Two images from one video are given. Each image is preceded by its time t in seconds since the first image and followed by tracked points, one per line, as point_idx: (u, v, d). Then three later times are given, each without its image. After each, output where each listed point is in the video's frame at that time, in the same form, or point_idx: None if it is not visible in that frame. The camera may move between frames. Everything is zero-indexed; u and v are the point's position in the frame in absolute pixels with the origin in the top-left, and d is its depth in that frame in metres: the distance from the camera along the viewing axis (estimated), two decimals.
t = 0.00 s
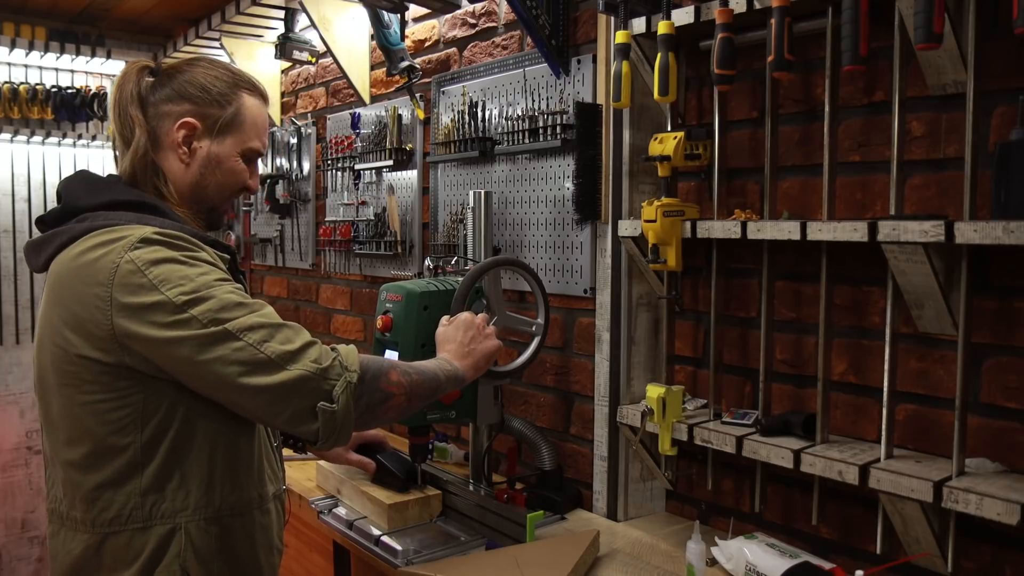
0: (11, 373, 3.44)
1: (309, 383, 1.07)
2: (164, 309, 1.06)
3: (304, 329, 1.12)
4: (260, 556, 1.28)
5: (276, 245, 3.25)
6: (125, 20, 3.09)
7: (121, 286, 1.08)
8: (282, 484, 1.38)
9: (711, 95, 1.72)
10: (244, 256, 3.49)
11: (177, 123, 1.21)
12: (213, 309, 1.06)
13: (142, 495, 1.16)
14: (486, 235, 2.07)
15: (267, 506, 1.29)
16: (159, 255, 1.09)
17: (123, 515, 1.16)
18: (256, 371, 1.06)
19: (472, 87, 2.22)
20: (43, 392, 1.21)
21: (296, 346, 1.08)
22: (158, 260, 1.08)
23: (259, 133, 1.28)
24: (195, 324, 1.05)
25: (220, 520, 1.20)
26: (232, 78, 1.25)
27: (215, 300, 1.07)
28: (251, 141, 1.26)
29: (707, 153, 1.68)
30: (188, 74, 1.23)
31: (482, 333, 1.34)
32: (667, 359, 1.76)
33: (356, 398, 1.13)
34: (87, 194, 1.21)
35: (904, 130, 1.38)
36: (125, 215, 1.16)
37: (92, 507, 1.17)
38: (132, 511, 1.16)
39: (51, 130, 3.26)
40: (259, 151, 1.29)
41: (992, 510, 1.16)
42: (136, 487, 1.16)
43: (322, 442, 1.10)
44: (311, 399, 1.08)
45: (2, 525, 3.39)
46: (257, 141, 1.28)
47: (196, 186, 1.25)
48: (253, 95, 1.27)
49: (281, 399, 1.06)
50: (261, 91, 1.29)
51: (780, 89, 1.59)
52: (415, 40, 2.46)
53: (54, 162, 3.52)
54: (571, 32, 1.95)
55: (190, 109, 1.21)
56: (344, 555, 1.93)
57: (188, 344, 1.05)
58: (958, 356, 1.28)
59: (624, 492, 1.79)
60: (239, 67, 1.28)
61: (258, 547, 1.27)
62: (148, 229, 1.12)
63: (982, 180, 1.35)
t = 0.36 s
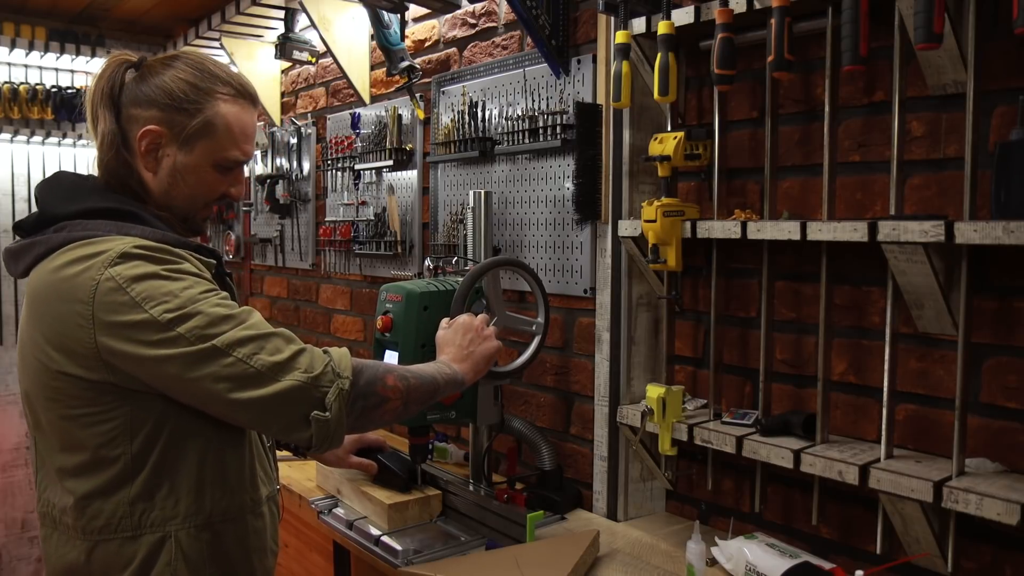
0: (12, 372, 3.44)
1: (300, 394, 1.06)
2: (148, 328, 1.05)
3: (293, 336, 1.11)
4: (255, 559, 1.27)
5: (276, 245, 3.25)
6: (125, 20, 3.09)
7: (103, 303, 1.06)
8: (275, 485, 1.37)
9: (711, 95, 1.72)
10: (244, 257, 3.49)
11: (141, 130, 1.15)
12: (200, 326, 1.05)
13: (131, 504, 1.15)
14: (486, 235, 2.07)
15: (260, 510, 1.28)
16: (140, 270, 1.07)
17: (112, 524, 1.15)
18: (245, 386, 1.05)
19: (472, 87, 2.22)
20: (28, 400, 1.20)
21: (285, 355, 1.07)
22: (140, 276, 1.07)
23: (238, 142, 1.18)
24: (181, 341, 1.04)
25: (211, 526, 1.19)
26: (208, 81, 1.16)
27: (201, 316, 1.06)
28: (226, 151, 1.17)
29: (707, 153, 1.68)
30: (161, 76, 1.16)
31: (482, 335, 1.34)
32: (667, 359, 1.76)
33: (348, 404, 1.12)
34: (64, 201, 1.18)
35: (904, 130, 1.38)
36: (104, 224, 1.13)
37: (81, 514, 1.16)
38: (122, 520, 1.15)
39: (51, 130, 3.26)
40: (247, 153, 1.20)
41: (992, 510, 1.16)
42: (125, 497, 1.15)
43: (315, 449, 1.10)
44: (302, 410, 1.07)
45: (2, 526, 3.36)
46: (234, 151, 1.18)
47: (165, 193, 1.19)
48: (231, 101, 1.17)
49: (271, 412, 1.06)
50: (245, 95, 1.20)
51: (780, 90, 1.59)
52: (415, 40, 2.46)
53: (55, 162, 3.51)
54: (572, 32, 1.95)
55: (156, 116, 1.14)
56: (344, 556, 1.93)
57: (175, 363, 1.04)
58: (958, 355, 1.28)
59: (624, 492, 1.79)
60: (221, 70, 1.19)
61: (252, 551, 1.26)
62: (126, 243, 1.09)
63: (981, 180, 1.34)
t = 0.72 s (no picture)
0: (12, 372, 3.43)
1: (311, 397, 1.06)
2: (158, 334, 1.04)
3: (301, 338, 1.11)
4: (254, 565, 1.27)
5: (276, 245, 3.25)
6: (125, 20, 3.09)
7: (108, 310, 1.05)
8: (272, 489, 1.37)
9: (711, 95, 1.72)
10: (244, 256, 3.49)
11: (136, 129, 1.14)
12: (210, 332, 1.04)
13: (131, 511, 1.14)
14: (486, 235, 2.07)
15: (258, 514, 1.27)
16: (146, 275, 1.06)
17: (111, 531, 1.14)
18: (256, 392, 1.05)
19: (472, 87, 2.22)
20: (24, 405, 1.18)
21: (295, 358, 1.07)
22: (147, 281, 1.05)
23: (234, 137, 1.18)
24: (191, 347, 1.04)
25: (212, 533, 1.19)
26: (201, 76, 1.15)
27: (212, 321, 1.05)
28: (223, 147, 1.17)
29: (707, 153, 1.68)
30: (152, 72, 1.15)
31: (482, 339, 1.34)
32: (667, 359, 1.76)
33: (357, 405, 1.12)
34: (60, 201, 1.17)
35: (904, 130, 1.38)
36: (104, 226, 1.13)
37: (79, 521, 1.15)
38: (122, 527, 1.14)
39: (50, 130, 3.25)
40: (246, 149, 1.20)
41: (992, 510, 1.16)
42: (125, 504, 1.14)
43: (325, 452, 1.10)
44: (314, 413, 1.07)
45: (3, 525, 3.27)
46: (231, 146, 1.18)
47: (165, 193, 1.19)
48: (226, 95, 1.16)
49: (283, 417, 1.05)
50: (240, 88, 1.19)
51: (780, 90, 1.59)
52: (415, 40, 2.46)
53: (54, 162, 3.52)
54: (571, 32, 1.95)
55: (150, 114, 1.13)
56: (344, 556, 1.92)
57: (186, 369, 1.03)
58: (958, 355, 1.28)
59: (624, 492, 1.79)
60: (214, 62, 1.17)
61: (250, 556, 1.25)
62: (131, 247, 1.08)
63: (982, 180, 1.34)
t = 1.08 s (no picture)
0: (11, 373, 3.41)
1: (323, 398, 1.06)
2: (171, 335, 1.03)
3: (311, 340, 1.11)
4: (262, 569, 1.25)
5: (275, 244, 3.25)
6: (124, 20, 3.08)
7: (119, 311, 1.04)
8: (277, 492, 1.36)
9: (711, 95, 1.72)
10: (244, 256, 3.49)
11: (139, 128, 1.13)
12: (224, 332, 1.04)
13: (141, 515, 1.13)
14: (486, 235, 2.07)
15: (264, 518, 1.26)
16: (157, 276, 1.05)
17: (121, 536, 1.13)
18: (269, 393, 1.05)
19: (472, 87, 2.22)
20: (30, 410, 1.16)
21: (306, 359, 1.07)
22: (159, 282, 1.05)
23: (237, 126, 1.18)
24: (204, 348, 1.03)
25: (222, 536, 1.18)
26: (200, 68, 1.15)
27: (225, 322, 1.04)
28: (228, 137, 1.17)
29: (708, 153, 1.67)
30: (148, 68, 1.14)
31: (483, 344, 1.33)
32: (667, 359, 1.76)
33: (367, 406, 1.12)
34: (67, 202, 1.15)
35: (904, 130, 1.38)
36: (112, 227, 1.12)
37: (86, 527, 1.13)
38: (131, 532, 1.13)
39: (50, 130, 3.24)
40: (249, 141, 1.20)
41: (992, 510, 1.15)
42: (135, 508, 1.13)
43: (336, 453, 1.10)
44: (326, 414, 1.07)
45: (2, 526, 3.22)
46: (235, 136, 1.18)
47: (172, 190, 1.19)
48: (226, 85, 1.16)
49: (296, 418, 1.05)
50: (238, 77, 1.19)
51: (780, 89, 1.59)
52: (415, 40, 2.46)
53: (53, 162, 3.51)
54: (571, 31, 1.95)
55: (152, 111, 1.13)
56: (344, 556, 1.92)
57: (199, 370, 1.03)
58: (958, 356, 1.28)
59: (624, 492, 1.79)
60: (209, 53, 1.17)
61: (258, 560, 1.24)
62: (141, 248, 1.07)
63: (982, 180, 1.34)
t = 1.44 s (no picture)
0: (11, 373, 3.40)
1: (332, 400, 1.06)
2: (182, 336, 1.03)
3: (320, 342, 1.11)
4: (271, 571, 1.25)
5: (275, 244, 3.24)
6: (124, 20, 3.08)
7: (130, 312, 1.04)
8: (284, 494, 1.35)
9: (711, 95, 1.72)
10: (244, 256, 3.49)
11: (141, 127, 1.13)
12: (235, 333, 1.04)
13: (151, 518, 1.12)
14: (486, 235, 2.07)
15: (272, 518, 1.25)
16: (168, 277, 1.05)
17: (131, 538, 1.12)
18: (280, 395, 1.05)
19: (472, 87, 2.22)
20: (36, 413, 1.16)
21: (316, 361, 1.07)
22: (169, 283, 1.04)
23: (238, 120, 1.18)
24: (215, 349, 1.03)
25: (232, 538, 1.17)
26: (197, 63, 1.14)
27: (235, 323, 1.04)
28: (230, 131, 1.17)
29: (708, 153, 1.67)
30: (145, 65, 1.14)
31: (483, 347, 1.33)
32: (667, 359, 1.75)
33: (375, 408, 1.12)
34: (73, 204, 1.15)
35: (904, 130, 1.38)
36: (119, 228, 1.11)
37: (96, 530, 1.13)
38: (141, 534, 1.12)
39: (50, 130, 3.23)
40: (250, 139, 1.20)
41: (992, 510, 1.15)
42: (145, 510, 1.12)
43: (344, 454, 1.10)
44: (335, 415, 1.07)
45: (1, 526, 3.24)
46: (236, 129, 1.18)
47: (176, 188, 1.18)
48: (224, 79, 1.16)
49: (306, 419, 1.05)
50: (234, 70, 1.19)
51: (781, 89, 1.59)
52: (415, 40, 2.46)
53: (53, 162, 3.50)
54: (571, 31, 1.95)
55: (152, 109, 1.13)
56: (344, 556, 1.92)
57: (209, 372, 1.03)
58: (958, 355, 1.28)
59: (624, 492, 1.79)
60: (203, 48, 1.17)
61: (268, 560, 1.23)
62: (151, 248, 1.07)
63: (982, 180, 1.34)
